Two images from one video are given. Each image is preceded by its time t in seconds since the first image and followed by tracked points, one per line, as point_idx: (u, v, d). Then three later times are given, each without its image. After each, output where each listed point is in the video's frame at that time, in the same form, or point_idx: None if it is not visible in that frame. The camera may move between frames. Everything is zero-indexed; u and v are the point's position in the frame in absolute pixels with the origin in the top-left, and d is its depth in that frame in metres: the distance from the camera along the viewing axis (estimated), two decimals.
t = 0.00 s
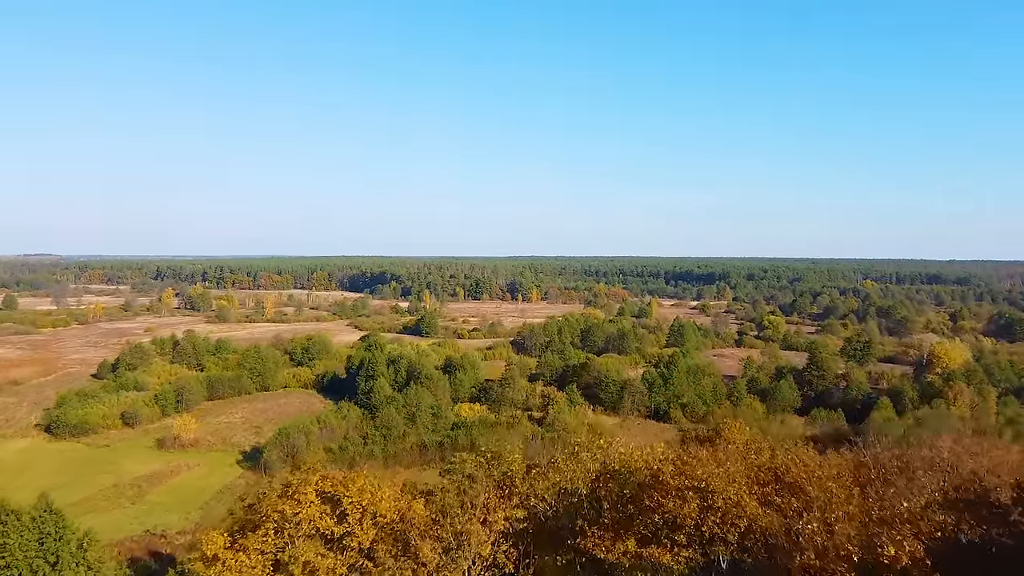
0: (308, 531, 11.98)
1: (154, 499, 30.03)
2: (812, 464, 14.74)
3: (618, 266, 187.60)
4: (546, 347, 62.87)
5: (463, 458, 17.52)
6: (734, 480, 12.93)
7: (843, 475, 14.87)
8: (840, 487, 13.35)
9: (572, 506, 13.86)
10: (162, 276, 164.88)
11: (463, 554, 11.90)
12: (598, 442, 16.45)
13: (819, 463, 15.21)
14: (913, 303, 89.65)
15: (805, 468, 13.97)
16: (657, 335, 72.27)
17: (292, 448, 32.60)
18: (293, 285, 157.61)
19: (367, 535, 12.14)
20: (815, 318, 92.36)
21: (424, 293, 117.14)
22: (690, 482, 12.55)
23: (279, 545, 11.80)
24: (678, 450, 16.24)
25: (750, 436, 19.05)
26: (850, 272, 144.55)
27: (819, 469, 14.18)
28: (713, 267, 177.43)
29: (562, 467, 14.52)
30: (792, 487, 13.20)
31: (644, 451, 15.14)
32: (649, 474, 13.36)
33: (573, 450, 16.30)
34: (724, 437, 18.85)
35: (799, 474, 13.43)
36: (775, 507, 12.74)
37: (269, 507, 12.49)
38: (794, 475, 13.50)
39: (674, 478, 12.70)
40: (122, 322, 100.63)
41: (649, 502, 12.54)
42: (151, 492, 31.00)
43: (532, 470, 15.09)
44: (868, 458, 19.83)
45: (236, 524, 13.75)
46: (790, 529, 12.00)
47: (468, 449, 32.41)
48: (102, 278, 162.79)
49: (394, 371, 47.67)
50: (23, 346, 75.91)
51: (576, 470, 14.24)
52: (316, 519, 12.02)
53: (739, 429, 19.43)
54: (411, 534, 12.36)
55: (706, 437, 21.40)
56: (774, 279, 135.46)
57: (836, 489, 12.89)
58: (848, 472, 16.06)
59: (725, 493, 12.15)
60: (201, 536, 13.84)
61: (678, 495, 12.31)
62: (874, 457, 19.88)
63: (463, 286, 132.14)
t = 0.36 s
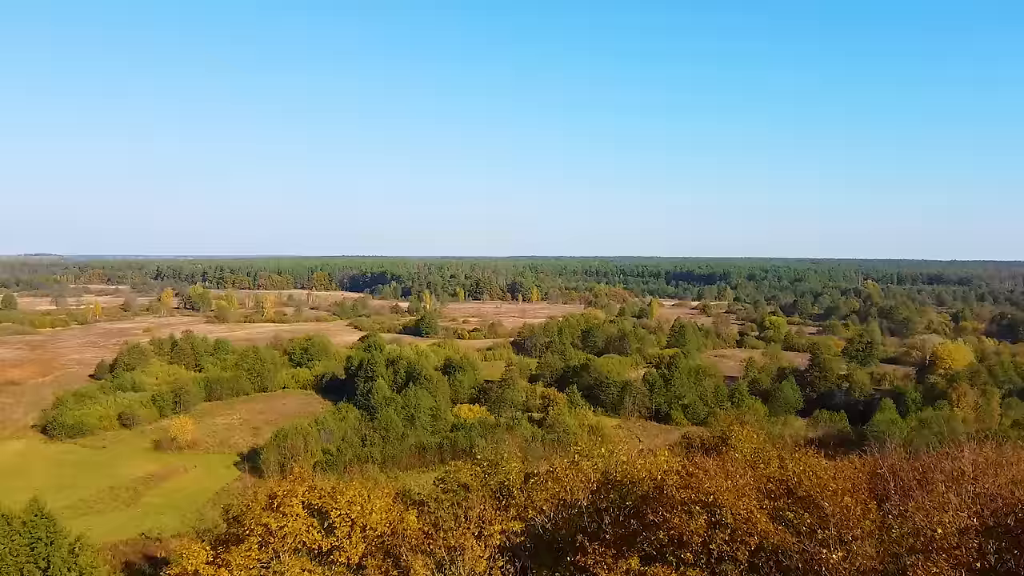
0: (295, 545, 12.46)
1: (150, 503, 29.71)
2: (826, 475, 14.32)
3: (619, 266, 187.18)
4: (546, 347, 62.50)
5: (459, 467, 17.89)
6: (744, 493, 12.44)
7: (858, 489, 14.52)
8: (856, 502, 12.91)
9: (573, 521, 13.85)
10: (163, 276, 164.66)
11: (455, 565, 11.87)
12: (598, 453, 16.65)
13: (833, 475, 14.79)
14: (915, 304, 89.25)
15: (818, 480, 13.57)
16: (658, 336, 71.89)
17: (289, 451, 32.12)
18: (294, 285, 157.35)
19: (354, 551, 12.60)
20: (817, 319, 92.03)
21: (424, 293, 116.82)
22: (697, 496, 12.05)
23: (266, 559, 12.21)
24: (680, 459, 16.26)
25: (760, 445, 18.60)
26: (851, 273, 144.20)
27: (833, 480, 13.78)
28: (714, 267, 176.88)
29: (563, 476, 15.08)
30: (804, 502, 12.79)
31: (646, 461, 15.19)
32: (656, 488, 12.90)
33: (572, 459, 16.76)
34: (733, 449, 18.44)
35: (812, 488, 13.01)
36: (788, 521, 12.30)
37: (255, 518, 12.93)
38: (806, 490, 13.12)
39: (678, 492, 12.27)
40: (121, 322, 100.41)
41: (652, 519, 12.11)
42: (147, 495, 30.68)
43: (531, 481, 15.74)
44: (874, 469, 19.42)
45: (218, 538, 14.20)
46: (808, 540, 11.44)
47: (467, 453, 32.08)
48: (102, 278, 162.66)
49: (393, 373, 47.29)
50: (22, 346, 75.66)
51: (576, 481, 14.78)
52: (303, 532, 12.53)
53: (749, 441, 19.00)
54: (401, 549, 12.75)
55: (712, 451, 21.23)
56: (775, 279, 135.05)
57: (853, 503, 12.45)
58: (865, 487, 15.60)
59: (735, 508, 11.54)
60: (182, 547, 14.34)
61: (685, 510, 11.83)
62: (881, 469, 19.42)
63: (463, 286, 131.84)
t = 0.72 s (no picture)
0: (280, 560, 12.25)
1: (146, 505, 29.43)
2: (840, 488, 14.07)
3: (619, 266, 186.70)
4: (546, 347, 62.15)
5: (457, 478, 17.96)
6: (753, 508, 12.12)
7: (873, 502, 14.23)
8: (873, 517, 12.55)
9: (579, 540, 13.81)
10: (163, 276, 164.36)
11: None
12: (599, 461, 16.45)
13: (847, 487, 14.47)
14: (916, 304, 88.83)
15: (832, 495, 13.30)
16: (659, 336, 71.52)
17: (287, 452, 31.81)
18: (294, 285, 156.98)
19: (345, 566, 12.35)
20: (818, 320, 91.61)
21: (424, 293, 116.45)
22: (703, 512, 11.77)
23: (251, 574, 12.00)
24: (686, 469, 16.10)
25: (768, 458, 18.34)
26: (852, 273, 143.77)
27: (847, 495, 13.52)
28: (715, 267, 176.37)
29: (561, 485, 14.97)
30: (818, 516, 12.44)
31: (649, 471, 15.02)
32: (662, 506, 12.68)
33: (573, 468, 16.53)
34: (741, 463, 18.23)
35: (827, 504, 12.67)
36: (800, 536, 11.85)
37: (239, 532, 12.92)
38: (821, 505, 12.70)
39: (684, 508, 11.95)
40: (121, 322, 100.08)
41: (657, 533, 11.79)
42: (143, 497, 30.39)
43: (528, 489, 15.56)
44: (880, 481, 19.17)
45: (202, 553, 14.24)
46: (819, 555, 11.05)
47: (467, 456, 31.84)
48: (102, 278, 162.31)
49: (392, 373, 46.97)
50: (20, 347, 75.31)
51: (576, 489, 14.66)
52: (288, 546, 12.44)
53: (754, 455, 18.66)
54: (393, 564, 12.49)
55: (718, 459, 20.94)
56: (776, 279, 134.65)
57: (870, 518, 12.10)
58: (880, 500, 15.30)
59: (744, 524, 11.19)
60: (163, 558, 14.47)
61: (692, 526, 11.44)
62: (890, 480, 19.15)
63: (463, 286, 131.45)
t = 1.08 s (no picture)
0: None
1: (141, 507, 29.09)
2: (856, 505, 13.69)
3: (620, 266, 186.36)
4: (546, 348, 61.83)
5: (453, 488, 17.69)
6: (765, 524, 11.76)
7: (891, 520, 13.87)
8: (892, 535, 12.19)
9: (579, 556, 13.58)
10: (163, 276, 164.07)
11: None
12: (600, 470, 16.12)
13: (863, 505, 14.13)
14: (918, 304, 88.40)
15: (848, 512, 12.93)
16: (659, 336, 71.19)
17: (285, 454, 31.39)
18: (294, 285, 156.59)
19: None
20: (819, 320, 91.21)
21: (424, 293, 116.08)
22: (714, 530, 11.37)
23: None
24: (692, 481, 15.77)
25: (778, 469, 18.02)
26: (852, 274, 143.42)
27: (863, 512, 13.14)
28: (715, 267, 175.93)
29: (560, 496, 14.67)
30: (835, 536, 12.08)
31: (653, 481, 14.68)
32: (670, 520, 12.32)
33: (574, 477, 16.20)
34: (752, 474, 17.98)
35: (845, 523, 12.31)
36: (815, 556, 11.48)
37: (218, 546, 12.66)
38: (838, 523, 12.39)
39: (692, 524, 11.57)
40: (120, 322, 99.69)
41: (662, 551, 11.41)
42: (139, 499, 30.07)
43: (527, 501, 15.22)
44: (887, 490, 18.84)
45: (182, 569, 14.01)
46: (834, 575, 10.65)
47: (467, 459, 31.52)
48: (101, 278, 161.92)
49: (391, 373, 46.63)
50: (18, 347, 74.91)
51: (576, 500, 14.35)
52: (269, 564, 12.16)
53: (765, 466, 18.28)
54: None
55: (726, 469, 20.63)
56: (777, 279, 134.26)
57: (888, 536, 11.73)
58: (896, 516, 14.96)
59: (756, 542, 10.75)
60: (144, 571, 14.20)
61: (700, 544, 11.05)
62: (902, 493, 18.85)
63: (463, 286, 131.02)
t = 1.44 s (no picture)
0: None
1: (136, 510, 28.76)
2: (875, 521, 13.28)
3: (620, 266, 186.02)
4: (546, 349, 61.54)
5: (449, 499, 17.32)
6: (779, 543, 11.40)
7: (909, 536, 13.51)
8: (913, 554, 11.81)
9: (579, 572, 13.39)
10: (163, 276, 163.83)
11: None
12: (603, 481, 15.63)
13: (881, 521, 13.76)
14: (919, 304, 88.04)
15: (867, 530, 12.54)
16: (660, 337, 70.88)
17: (283, 457, 30.92)
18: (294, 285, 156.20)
19: None
20: (820, 321, 90.83)
21: (424, 294, 115.69)
22: (727, 550, 11.01)
23: None
24: (700, 492, 15.41)
25: (790, 480, 17.71)
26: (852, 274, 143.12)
27: (883, 529, 12.72)
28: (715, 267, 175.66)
29: (560, 507, 14.17)
30: (852, 557, 11.69)
31: (658, 494, 14.33)
32: (681, 538, 11.98)
33: (576, 487, 15.84)
34: (765, 486, 17.65)
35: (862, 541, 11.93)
36: None
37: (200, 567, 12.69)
38: (856, 543, 12.03)
39: (702, 544, 11.23)
40: (119, 322, 99.33)
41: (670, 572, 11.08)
42: (134, 502, 29.75)
43: (525, 512, 14.84)
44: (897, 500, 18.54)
45: None
46: None
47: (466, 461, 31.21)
48: (101, 278, 161.56)
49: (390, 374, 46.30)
50: (16, 347, 74.47)
51: (576, 513, 13.89)
52: None
53: (774, 481, 17.81)
54: None
55: (731, 475, 20.29)
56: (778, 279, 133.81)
57: (910, 557, 11.36)
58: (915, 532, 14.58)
59: (770, 565, 10.43)
60: None
61: (710, 566, 10.75)
62: (918, 508, 18.52)
63: (463, 286, 130.60)
